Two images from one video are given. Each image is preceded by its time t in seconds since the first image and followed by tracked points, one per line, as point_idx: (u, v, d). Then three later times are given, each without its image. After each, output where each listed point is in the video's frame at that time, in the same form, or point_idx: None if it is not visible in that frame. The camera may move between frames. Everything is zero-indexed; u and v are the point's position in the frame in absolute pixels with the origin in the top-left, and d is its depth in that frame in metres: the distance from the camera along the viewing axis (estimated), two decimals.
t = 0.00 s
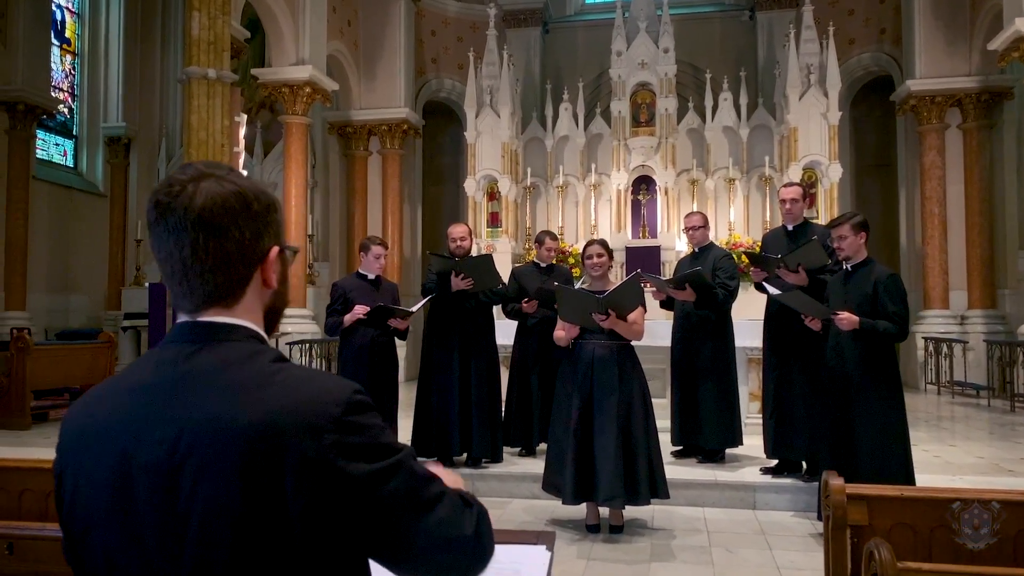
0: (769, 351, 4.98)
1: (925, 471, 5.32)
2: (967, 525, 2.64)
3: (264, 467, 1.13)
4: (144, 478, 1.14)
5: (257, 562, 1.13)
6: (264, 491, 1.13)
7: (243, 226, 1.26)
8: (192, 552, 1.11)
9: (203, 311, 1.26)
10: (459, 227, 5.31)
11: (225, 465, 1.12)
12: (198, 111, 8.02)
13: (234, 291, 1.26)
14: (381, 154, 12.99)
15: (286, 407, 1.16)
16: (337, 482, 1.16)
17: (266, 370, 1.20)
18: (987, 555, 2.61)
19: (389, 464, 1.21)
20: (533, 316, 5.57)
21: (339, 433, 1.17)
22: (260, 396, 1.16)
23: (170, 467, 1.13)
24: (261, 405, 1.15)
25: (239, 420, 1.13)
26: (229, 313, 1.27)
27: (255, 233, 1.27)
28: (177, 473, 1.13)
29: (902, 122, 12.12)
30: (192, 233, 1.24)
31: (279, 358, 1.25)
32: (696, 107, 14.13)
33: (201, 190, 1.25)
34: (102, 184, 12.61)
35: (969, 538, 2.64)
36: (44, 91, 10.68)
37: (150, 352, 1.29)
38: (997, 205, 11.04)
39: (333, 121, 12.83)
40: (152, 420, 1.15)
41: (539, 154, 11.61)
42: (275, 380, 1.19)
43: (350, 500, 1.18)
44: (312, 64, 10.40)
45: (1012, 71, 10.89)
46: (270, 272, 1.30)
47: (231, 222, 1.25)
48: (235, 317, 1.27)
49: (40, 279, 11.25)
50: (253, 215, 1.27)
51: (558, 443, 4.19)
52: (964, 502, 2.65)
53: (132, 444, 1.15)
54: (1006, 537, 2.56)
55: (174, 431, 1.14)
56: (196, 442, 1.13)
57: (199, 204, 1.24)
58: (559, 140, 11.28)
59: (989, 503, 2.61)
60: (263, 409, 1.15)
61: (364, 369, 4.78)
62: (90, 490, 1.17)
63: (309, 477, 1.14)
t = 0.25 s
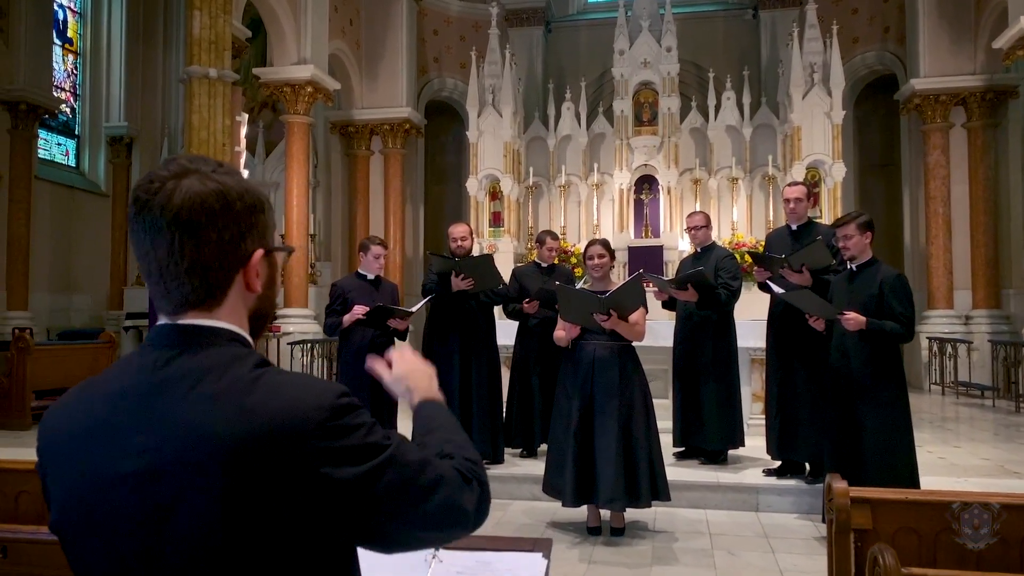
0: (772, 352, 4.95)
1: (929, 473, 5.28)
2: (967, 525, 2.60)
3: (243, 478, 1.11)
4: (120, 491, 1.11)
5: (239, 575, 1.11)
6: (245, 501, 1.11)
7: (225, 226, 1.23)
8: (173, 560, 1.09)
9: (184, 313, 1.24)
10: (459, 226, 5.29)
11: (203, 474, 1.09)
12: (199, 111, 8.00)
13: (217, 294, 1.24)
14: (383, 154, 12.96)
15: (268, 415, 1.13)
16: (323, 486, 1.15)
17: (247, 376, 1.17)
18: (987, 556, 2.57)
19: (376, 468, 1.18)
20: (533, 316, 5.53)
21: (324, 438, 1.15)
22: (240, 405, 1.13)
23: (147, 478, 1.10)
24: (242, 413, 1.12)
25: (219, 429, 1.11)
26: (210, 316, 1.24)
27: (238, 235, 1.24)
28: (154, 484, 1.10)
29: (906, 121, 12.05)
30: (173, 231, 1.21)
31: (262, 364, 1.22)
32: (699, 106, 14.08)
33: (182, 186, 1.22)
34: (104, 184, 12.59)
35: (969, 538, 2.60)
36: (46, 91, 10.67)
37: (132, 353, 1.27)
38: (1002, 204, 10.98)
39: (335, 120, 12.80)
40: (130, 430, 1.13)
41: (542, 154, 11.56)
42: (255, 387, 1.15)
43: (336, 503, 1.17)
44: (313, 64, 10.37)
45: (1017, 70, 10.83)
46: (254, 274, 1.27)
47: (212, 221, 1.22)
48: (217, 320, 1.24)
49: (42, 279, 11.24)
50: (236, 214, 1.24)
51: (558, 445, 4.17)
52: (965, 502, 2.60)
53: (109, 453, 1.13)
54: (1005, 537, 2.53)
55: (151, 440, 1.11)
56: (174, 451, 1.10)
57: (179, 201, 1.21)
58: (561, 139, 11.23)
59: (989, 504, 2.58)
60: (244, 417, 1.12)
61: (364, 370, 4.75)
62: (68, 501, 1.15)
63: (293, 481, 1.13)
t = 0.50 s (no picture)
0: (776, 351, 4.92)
1: (935, 474, 5.23)
2: (967, 525, 2.55)
3: (227, 496, 1.06)
4: (104, 501, 1.08)
5: None
6: (228, 519, 1.07)
7: (219, 229, 1.20)
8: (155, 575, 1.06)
9: (174, 317, 1.20)
10: (461, 226, 5.26)
11: (187, 489, 1.06)
12: (201, 110, 7.99)
13: (209, 299, 1.20)
14: (386, 153, 12.93)
15: (256, 431, 1.08)
16: (308, 507, 1.10)
17: (238, 386, 1.13)
18: (989, 557, 2.51)
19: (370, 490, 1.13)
20: (535, 316, 5.51)
21: (312, 456, 1.10)
22: (229, 418, 1.09)
23: (131, 490, 1.07)
24: (230, 427, 1.08)
25: (206, 443, 1.07)
26: (202, 322, 1.21)
27: (232, 239, 1.21)
28: (138, 497, 1.07)
29: (910, 119, 11.99)
30: (165, 232, 1.19)
31: (254, 372, 1.18)
32: (702, 105, 14.02)
33: (176, 186, 1.20)
34: (106, 183, 12.59)
35: (969, 538, 2.55)
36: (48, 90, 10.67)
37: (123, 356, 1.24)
38: (1007, 203, 10.91)
39: (337, 119, 12.76)
40: (115, 438, 1.09)
41: (545, 153, 11.51)
42: (244, 399, 1.11)
43: (324, 525, 1.12)
44: (316, 63, 10.34)
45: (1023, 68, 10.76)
46: (248, 281, 1.23)
47: (205, 224, 1.19)
48: (208, 326, 1.21)
49: (45, 279, 11.25)
50: (230, 218, 1.21)
51: (560, 446, 4.16)
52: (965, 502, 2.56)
53: (93, 463, 1.10)
54: (1005, 535, 2.48)
55: (136, 451, 1.08)
56: (159, 463, 1.07)
57: (171, 202, 1.19)
58: (564, 138, 11.19)
59: (989, 503, 2.53)
60: (231, 432, 1.08)
61: (364, 370, 4.72)
62: (52, 508, 1.13)
63: (276, 501, 1.09)
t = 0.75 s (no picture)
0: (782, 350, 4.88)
1: (943, 475, 5.18)
2: (967, 526, 2.52)
3: (221, 512, 1.01)
4: (98, 505, 1.05)
5: None
6: (219, 538, 1.01)
7: (232, 230, 1.17)
8: None
9: (181, 317, 1.18)
10: (464, 225, 5.24)
11: (181, 499, 1.01)
12: (205, 110, 7.99)
13: (217, 302, 1.17)
14: (390, 152, 12.91)
15: (254, 444, 1.03)
16: (304, 543, 1.00)
17: (240, 394, 1.08)
18: (991, 557, 2.48)
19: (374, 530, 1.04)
20: (539, 315, 5.49)
21: (312, 482, 1.02)
22: (229, 427, 1.04)
23: (126, 496, 1.04)
24: (228, 436, 1.04)
25: (203, 451, 1.02)
26: (208, 325, 1.18)
27: (245, 242, 1.17)
28: (132, 502, 1.03)
29: (917, 117, 11.92)
30: (177, 229, 1.16)
31: (257, 381, 1.13)
32: (708, 103, 13.97)
33: (195, 182, 1.17)
34: (112, 182, 12.61)
35: (969, 538, 2.51)
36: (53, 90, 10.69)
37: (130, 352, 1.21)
38: (1015, 201, 10.83)
39: (342, 118, 12.76)
40: (114, 441, 1.07)
41: (549, 152, 11.48)
42: (245, 409, 1.07)
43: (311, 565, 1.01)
44: (320, 62, 10.34)
45: None
46: (258, 286, 1.20)
47: (218, 224, 1.16)
48: (215, 330, 1.18)
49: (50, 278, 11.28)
50: (245, 219, 1.17)
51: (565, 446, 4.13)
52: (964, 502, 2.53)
53: (90, 465, 1.07)
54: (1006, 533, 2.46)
55: (133, 455, 1.04)
56: (154, 469, 1.03)
57: (187, 198, 1.15)
58: (568, 136, 11.17)
59: (988, 504, 2.51)
60: (229, 442, 1.03)
61: (368, 369, 4.69)
62: (42, 512, 1.09)
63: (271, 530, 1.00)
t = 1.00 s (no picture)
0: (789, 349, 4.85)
1: (952, 475, 5.14)
2: (967, 526, 2.49)
3: (225, 514, 0.99)
4: (101, 503, 1.03)
5: None
6: (223, 543, 0.99)
7: (254, 227, 1.14)
8: None
9: (196, 313, 1.16)
10: (470, 224, 5.22)
11: (186, 500, 0.99)
12: (211, 109, 7.99)
13: (233, 301, 1.15)
14: (397, 151, 12.91)
15: (261, 446, 1.01)
16: (309, 553, 0.98)
17: (250, 395, 1.06)
18: (990, 558, 2.46)
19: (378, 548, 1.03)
20: (546, 314, 5.47)
21: (319, 490, 1.00)
22: (237, 428, 1.02)
23: (130, 495, 1.02)
24: (235, 437, 1.01)
25: (208, 451, 1.00)
26: (223, 323, 1.16)
27: (266, 240, 1.15)
28: (135, 501, 1.01)
29: (926, 115, 11.85)
30: (200, 222, 1.14)
31: (266, 383, 1.11)
32: (714, 102, 13.92)
33: (221, 176, 1.15)
34: (119, 182, 12.64)
35: (969, 538, 2.49)
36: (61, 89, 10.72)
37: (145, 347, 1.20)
38: None
39: (348, 118, 12.76)
40: (119, 438, 1.04)
41: (555, 151, 11.46)
42: (254, 409, 1.05)
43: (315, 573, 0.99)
44: (326, 61, 10.34)
45: None
46: (276, 288, 1.17)
47: (240, 220, 1.14)
48: (230, 329, 1.16)
49: (58, 277, 11.32)
50: (268, 217, 1.15)
51: (571, 445, 4.11)
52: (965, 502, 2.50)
53: (95, 462, 1.05)
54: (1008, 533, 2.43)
55: (138, 454, 1.02)
56: (158, 469, 1.01)
57: (212, 192, 1.14)
58: (575, 135, 11.14)
59: (988, 504, 2.48)
60: (236, 444, 1.01)
61: (373, 369, 4.67)
62: (44, 510, 1.07)
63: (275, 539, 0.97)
